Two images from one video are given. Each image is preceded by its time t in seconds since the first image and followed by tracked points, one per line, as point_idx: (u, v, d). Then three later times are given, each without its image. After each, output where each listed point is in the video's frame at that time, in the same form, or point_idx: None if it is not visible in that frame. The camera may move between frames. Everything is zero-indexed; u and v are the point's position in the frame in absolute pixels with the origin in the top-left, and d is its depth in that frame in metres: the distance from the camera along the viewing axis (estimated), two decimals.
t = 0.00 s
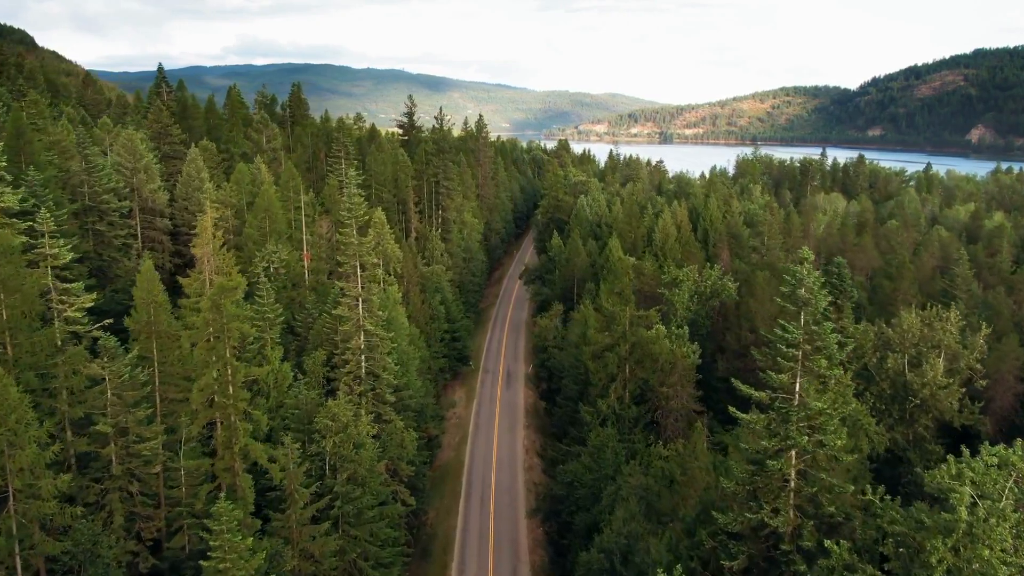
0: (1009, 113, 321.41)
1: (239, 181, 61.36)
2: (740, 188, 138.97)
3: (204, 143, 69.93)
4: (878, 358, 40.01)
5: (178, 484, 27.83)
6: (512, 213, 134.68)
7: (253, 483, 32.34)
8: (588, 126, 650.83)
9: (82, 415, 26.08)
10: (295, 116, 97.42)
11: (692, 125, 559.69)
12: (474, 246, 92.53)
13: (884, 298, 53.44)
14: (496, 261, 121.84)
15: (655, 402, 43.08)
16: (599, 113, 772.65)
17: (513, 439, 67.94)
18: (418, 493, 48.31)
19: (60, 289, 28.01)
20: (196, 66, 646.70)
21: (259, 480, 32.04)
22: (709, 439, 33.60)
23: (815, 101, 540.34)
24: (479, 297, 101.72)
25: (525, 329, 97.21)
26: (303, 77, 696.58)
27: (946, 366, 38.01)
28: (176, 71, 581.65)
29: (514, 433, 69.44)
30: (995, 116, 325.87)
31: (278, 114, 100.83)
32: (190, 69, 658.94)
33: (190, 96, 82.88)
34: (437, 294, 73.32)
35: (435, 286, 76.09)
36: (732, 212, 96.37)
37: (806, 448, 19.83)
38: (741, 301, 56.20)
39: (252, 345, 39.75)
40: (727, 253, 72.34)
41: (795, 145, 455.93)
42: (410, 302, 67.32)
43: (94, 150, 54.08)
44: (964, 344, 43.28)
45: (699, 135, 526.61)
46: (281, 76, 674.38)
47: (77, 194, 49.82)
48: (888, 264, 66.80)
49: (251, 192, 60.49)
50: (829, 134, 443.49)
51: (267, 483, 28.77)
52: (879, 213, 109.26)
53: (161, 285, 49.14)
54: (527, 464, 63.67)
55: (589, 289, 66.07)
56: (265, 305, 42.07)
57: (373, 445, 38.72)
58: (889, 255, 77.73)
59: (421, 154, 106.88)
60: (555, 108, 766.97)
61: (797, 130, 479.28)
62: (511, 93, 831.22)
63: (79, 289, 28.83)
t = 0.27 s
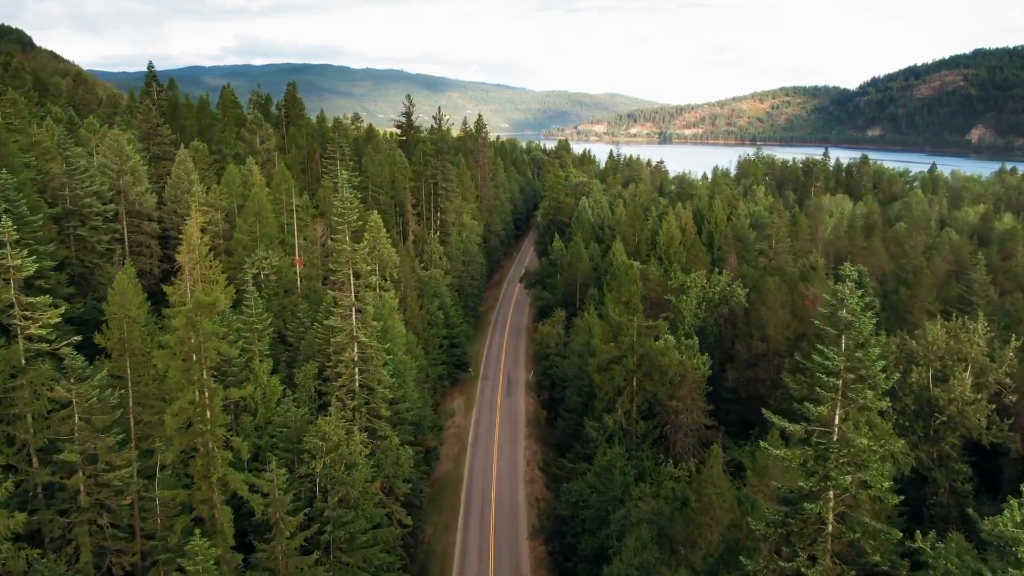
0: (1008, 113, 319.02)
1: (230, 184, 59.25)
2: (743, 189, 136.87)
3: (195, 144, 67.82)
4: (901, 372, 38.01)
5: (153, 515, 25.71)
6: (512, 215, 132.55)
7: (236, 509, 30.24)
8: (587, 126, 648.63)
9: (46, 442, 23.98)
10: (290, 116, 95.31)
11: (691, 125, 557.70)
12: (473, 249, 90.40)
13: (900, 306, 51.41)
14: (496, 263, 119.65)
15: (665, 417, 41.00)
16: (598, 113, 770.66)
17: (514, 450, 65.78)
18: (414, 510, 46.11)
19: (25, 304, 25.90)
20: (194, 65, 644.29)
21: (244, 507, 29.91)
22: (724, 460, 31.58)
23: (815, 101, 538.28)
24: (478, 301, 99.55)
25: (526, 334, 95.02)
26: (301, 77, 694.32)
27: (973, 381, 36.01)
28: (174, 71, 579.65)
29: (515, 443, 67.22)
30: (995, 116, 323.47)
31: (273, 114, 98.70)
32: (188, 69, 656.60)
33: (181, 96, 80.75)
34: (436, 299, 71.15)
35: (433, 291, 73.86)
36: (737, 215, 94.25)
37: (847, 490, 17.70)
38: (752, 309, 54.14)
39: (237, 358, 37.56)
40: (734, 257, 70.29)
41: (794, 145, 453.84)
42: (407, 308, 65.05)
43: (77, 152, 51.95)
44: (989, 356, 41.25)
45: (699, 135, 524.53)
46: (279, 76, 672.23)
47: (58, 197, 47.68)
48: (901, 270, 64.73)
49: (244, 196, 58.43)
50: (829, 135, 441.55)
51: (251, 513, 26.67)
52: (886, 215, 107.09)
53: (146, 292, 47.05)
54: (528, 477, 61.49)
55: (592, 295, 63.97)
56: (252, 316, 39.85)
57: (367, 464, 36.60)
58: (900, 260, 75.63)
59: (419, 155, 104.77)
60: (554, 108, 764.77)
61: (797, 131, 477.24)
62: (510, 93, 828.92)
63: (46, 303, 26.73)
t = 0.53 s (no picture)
0: (1007, 114, 317.37)
1: (217, 188, 56.70)
2: (746, 191, 134.48)
3: (184, 146, 65.37)
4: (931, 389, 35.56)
5: (115, 560, 23.19)
6: (512, 216, 130.09)
7: (214, 546, 27.70)
8: (586, 126, 646.59)
9: None
10: (284, 116, 92.83)
11: (690, 125, 555.56)
12: (473, 253, 88.06)
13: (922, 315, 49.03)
14: (496, 266, 117.19)
15: (676, 437, 38.67)
16: (597, 113, 769.62)
17: (516, 463, 63.13)
18: (410, 531, 43.62)
19: None
20: (192, 66, 642.07)
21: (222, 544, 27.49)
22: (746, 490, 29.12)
23: (814, 102, 536.56)
24: (478, 307, 97.06)
25: (528, 340, 92.52)
26: (299, 77, 691.69)
27: (1010, 400, 33.62)
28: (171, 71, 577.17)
29: (517, 456, 64.62)
30: (995, 116, 321.54)
31: (267, 114, 96.12)
32: (186, 69, 653.89)
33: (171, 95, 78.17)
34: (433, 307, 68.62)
35: (431, 297, 71.39)
36: (744, 218, 91.74)
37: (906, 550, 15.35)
38: (765, 318, 51.68)
39: (219, 376, 35.03)
40: (742, 262, 68.00)
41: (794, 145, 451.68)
42: (403, 316, 62.52)
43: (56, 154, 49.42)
44: None
45: (698, 135, 522.62)
46: (277, 76, 669.48)
47: (33, 201, 45.07)
48: (917, 277, 62.37)
49: (231, 202, 55.89)
50: (828, 135, 439.65)
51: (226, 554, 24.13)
52: (894, 218, 104.62)
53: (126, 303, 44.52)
54: (530, 493, 58.96)
55: (597, 303, 61.45)
56: (236, 330, 37.33)
57: (358, 490, 34.07)
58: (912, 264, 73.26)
59: (417, 156, 102.26)
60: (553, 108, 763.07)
61: (796, 131, 475.24)
62: (509, 93, 826.39)
63: None
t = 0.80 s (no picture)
0: (1007, 114, 315.65)
1: (205, 191, 54.48)
2: (749, 192, 132.45)
3: (173, 147, 63.20)
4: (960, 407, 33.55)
5: None
6: (511, 218, 127.98)
7: None
8: (585, 127, 644.52)
9: None
10: (278, 117, 90.61)
11: (689, 125, 553.49)
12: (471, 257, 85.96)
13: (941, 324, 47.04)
14: (495, 269, 115.06)
15: (688, 456, 36.62)
16: (596, 113, 767.54)
17: (517, 476, 60.91)
18: (407, 552, 41.50)
19: None
20: (189, 66, 639.12)
21: None
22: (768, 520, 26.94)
23: (814, 102, 534.93)
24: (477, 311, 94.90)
25: (528, 345, 90.33)
26: (297, 77, 688.98)
27: None
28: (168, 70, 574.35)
29: (518, 468, 62.41)
30: (995, 116, 319.85)
31: (261, 114, 93.89)
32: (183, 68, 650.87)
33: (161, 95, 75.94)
34: (430, 314, 66.48)
35: (429, 303, 69.24)
36: (749, 220, 89.58)
37: None
38: (777, 327, 49.61)
39: (200, 394, 32.87)
40: (750, 267, 65.95)
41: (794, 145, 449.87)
42: (399, 323, 60.39)
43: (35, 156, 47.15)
44: None
45: (697, 136, 520.63)
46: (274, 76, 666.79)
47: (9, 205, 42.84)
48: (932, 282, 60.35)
49: (220, 205, 53.71)
50: (828, 135, 437.91)
51: None
52: (902, 220, 102.49)
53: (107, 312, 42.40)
54: (532, 508, 56.72)
55: (600, 310, 59.32)
56: (219, 343, 35.19)
57: (350, 516, 31.98)
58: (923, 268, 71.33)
59: (415, 156, 100.08)
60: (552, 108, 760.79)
61: (796, 131, 473.46)
62: (508, 93, 824.16)
63: None
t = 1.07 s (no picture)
0: (1007, 114, 313.68)
1: (191, 194, 51.84)
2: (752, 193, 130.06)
3: (159, 148, 60.57)
4: (999, 431, 31.06)
5: None
6: (511, 219, 125.38)
7: None
8: (584, 127, 642.26)
9: None
10: (271, 117, 88.01)
11: (688, 125, 551.34)
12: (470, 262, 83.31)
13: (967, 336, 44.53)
14: (495, 272, 112.47)
15: (703, 481, 34.10)
16: (595, 113, 765.43)
17: (518, 492, 58.27)
18: None
19: None
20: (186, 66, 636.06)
21: None
22: (798, 564, 24.80)
23: (813, 102, 533.07)
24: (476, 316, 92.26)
25: (529, 351, 87.67)
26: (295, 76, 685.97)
27: None
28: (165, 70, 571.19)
29: (519, 483, 59.76)
30: (995, 116, 317.91)
31: (254, 114, 91.22)
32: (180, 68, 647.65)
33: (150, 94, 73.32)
34: (428, 322, 63.89)
35: (427, 310, 66.63)
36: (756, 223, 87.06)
37: None
38: (793, 339, 47.08)
39: (176, 418, 30.40)
40: (760, 272, 63.43)
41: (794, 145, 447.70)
42: (394, 332, 57.99)
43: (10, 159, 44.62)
44: None
45: (696, 136, 518.32)
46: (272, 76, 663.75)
47: None
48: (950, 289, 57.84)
49: (205, 210, 51.08)
50: (827, 135, 435.83)
51: None
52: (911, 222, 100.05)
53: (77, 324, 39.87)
54: (534, 528, 53.93)
55: (605, 318, 56.80)
56: (198, 362, 32.65)
57: (339, 552, 29.46)
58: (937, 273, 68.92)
59: (412, 157, 97.48)
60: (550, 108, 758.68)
61: (795, 131, 471.36)
62: (507, 93, 821.45)
63: None
